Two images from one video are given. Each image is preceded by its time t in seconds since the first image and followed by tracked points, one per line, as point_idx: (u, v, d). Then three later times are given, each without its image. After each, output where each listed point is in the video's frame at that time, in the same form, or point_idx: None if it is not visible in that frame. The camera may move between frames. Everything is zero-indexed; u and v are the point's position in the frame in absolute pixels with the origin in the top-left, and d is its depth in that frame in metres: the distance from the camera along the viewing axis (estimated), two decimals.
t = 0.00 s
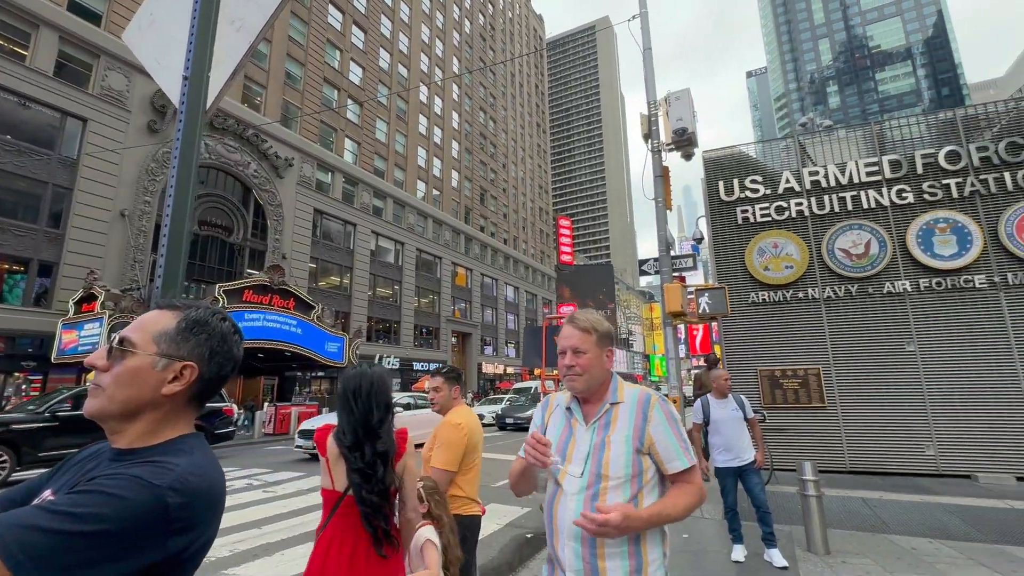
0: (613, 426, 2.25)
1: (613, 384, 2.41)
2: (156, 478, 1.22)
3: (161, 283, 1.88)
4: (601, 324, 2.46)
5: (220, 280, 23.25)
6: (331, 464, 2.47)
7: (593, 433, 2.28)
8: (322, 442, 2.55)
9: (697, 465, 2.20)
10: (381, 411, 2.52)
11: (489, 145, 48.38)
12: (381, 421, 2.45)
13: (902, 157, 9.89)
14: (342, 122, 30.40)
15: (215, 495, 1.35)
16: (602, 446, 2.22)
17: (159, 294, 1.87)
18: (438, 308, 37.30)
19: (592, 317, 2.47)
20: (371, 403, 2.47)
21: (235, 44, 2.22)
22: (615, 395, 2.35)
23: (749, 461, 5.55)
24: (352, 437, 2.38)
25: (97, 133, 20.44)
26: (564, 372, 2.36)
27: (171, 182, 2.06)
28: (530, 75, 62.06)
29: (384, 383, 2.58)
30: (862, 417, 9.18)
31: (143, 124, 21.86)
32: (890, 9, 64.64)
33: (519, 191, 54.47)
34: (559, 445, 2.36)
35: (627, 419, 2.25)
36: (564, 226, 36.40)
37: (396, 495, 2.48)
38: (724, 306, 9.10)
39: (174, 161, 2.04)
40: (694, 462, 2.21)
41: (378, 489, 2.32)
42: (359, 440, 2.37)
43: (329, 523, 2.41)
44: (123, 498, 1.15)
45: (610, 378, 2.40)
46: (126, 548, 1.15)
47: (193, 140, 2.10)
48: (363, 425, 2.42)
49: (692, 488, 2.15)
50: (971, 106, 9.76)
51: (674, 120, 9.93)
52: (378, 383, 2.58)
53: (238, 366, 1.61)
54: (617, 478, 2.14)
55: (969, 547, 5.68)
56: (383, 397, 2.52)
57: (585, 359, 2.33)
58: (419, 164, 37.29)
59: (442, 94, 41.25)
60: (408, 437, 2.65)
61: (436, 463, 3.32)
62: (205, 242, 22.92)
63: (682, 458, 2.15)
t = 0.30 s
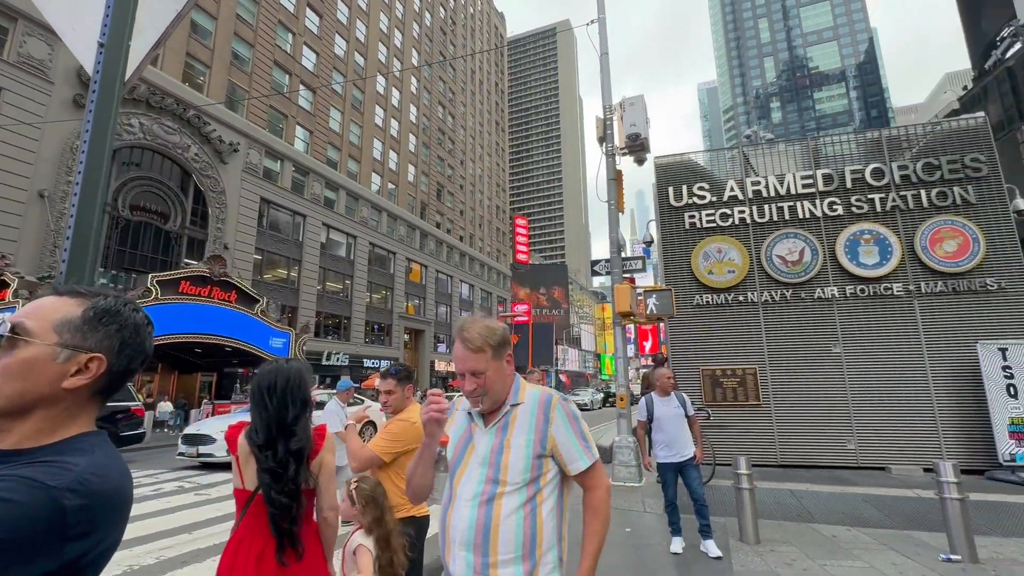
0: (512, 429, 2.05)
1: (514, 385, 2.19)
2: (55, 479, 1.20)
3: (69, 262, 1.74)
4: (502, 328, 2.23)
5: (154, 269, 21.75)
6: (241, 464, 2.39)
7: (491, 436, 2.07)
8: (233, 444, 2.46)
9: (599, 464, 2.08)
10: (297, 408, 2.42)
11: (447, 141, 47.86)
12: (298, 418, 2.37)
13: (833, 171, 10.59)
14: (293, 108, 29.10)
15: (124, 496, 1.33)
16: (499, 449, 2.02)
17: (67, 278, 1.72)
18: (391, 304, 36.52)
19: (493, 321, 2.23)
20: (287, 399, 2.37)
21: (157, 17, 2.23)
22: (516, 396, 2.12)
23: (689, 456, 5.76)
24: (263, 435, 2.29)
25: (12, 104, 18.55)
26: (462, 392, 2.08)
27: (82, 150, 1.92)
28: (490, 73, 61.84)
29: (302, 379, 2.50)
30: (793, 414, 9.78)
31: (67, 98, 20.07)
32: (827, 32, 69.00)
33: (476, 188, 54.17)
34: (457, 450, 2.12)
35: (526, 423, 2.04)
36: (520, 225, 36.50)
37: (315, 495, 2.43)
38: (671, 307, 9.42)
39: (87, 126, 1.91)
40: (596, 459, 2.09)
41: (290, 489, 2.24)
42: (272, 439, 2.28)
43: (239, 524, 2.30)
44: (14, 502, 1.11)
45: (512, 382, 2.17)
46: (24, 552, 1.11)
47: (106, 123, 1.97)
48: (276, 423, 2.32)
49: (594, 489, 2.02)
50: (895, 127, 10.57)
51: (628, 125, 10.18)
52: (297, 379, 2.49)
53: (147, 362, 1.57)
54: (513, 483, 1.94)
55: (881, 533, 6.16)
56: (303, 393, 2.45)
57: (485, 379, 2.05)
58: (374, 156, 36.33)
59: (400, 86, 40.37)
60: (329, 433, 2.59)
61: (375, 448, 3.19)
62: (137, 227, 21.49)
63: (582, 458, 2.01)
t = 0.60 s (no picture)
0: (432, 425, 1.80)
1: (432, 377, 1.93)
2: None
3: None
4: (414, 321, 1.98)
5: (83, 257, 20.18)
6: (158, 466, 2.30)
7: (408, 435, 1.80)
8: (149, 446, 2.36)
9: (522, 452, 1.92)
10: (220, 405, 2.33)
11: (406, 134, 47.03)
12: (220, 415, 2.28)
13: (777, 181, 11.18)
14: (242, 92, 27.66)
15: (29, 500, 1.26)
16: (418, 449, 1.76)
17: None
18: (344, 300, 35.46)
19: (406, 315, 1.99)
20: (207, 397, 2.27)
21: None
22: (434, 392, 1.86)
23: (637, 453, 5.92)
24: (180, 435, 2.21)
25: None
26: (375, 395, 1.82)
27: None
28: (452, 68, 61.26)
29: (225, 375, 2.40)
30: (735, 412, 10.26)
31: None
32: (775, 49, 72.87)
33: (435, 184, 53.55)
34: (369, 453, 1.84)
35: (447, 419, 1.80)
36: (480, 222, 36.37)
37: (241, 494, 2.35)
38: (624, 307, 9.64)
39: None
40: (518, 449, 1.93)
41: (208, 490, 2.16)
42: (189, 438, 2.20)
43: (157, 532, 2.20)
44: None
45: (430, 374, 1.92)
46: None
47: (19, 88, 1.69)
48: (197, 420, 2.24)
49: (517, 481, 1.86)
50: (832, 142, 11.28)
51: (587, 128, 10.34)
52: (218, 376, 2.38)
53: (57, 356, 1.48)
54: (433, 484, 1.70)
55: (812, 523, 6.57)
56: (228, 390, 2.36)
57: (402, 377, 1.80)
58: (330, 147, 35.18)
59: (359, 75, 39.28)
60: (257, 429, 2.50)
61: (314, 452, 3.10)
62: (64, 210, 19.92)
63: (506, 451, 1.83)
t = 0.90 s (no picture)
0: (368, 427, 1.74)
1: (373, 375, 1.89)
2: None
3: None
4: (351, 313, 1.96)
5: (6, 244, 18.60)
6: (73, 467, 2.17)
7: (344, 437, 1.73)
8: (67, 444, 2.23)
9: (469, 456, 1.86)
10: (147, 401, 2.21)
11: (367, 127, 45.95)
12: (143, 413, 2.16)
13: (730, 188, 11.65)
14: (191, 74, 26.18)
15: None
16: (353, 452, 1.69)
17: None
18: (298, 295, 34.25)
19: (344, 309, 1.96)
20: (130, 391, 2.16)
21: None
22: (376, 391, 1.80)
23: (591, 449, 6.03)
24: (100, 433, 2.10)
25: None
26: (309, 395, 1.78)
27: None
28: (416, 62, 60.36)
29: (154, 370, 2.28)
30: (685, 409, 10.63)
31: None
32: (730, 61, 75.97)
33: (396, 178, 52.58)
34: (302, 457, 1.77)
35: (386, 421, 1.74)
36: (441, 219, 36.05)
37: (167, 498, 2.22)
38: (582, 307, 9.79)
39: None
40: (467, 451, 1.87)
41: (126, 492, 2.05)
42: (110, 436, 2.09)
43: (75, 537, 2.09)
44: None
45: (370, 373, 1.88)
46: None
47: None
48: (119, 417, 2.13)
49: (465, 485, 1.80)
50: (781, 153, 11.86)
51: (549, 128, 10.42)
52: (146, 371, 2.25)
53: None
54: (367, 490, 1.62)
55: (754, 514, 6.89)
56: (155, 386, 2.23)
57: (334, 370, 1.76)
58: (286, 136, 33.87)
59: (318, 63, 38.02)
60: (187, 429, 2.35)
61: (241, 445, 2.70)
62: None
63: (451, 454, 1.76)
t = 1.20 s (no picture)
0: (310, 429, 1.68)
1: (316, 374, 1.83)
2: None
3: None
4: (293, 307, 1.92)
5: None
6: None
7: (283, 439, 1.68)
8: None
9: (420, 459, 1.83)
10: (63, 402, 2.08)
11: (330, 119, 44.71)
12: (55, 414, 2.03)
13: (689, 192, 11.99)
14: (139, 55, 24.68)
15: None
16: (291, 455, 1.63)
17: None
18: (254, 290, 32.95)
19: (286, 303, 1.91)
20: (42, 389, 2.02)
21: None
22: (318, 390, 1.75)
23: (549, 447, 6.07)
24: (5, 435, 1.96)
25: None
26: (243, 394, 1.73)
27: None
28: (382, 54, 59.22)
29: (73, 368, 2.15)
30: (643, 407, 10.89)
31: None
32: (693, 69, 78.37)
33: (360, 172, 51.46)
34: (237, 462, 1.71)
35: (328, 421, 1.69)
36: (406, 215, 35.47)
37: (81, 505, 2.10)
38: (545, 305, 9.85)
39: None
40: (418, 454, 1.83)
41: (32, 499, 1.92)
42: (16, 437, 1.95)
43: None
44: None
45: (313, 372, 1.83)
46: None
47: None
48: (27, 418, 1.99)
49: (417, 486, 1.77)
50: (737, 160, 12.32)
51: (515, 126, 10.42)
52: (64, 369, 2.11)
53: None
54: (305, 498, 1.57)
55: (705, 508, 7.13)
56: (72, 384, 2.10)
57: (268, 366, 1.71)
58: (243, 125, 32.49)
59: (279, 51, 36.70)
60: (106, 434, 2.26)
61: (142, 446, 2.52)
62: None
63: (399, 456, 1.72)
